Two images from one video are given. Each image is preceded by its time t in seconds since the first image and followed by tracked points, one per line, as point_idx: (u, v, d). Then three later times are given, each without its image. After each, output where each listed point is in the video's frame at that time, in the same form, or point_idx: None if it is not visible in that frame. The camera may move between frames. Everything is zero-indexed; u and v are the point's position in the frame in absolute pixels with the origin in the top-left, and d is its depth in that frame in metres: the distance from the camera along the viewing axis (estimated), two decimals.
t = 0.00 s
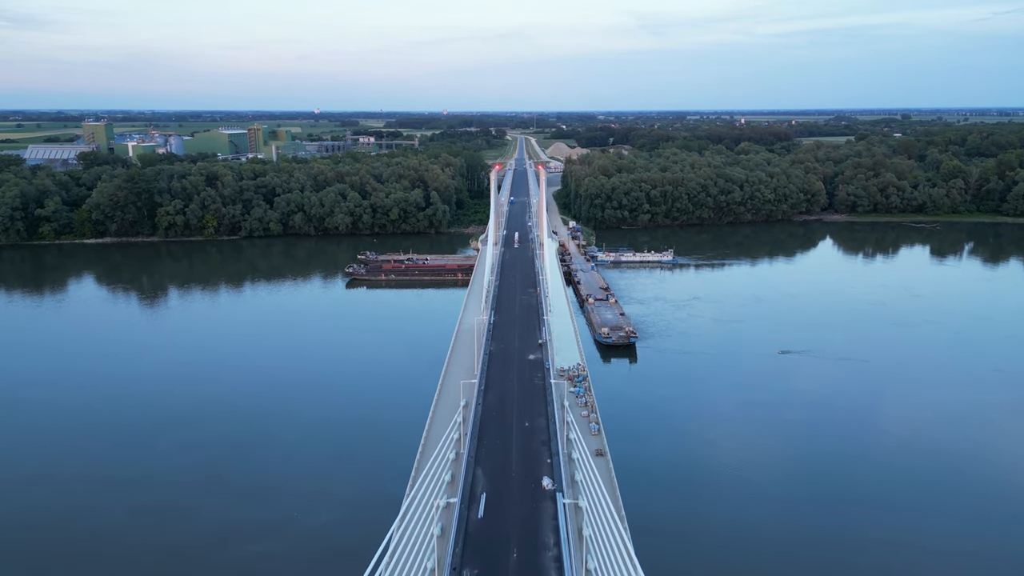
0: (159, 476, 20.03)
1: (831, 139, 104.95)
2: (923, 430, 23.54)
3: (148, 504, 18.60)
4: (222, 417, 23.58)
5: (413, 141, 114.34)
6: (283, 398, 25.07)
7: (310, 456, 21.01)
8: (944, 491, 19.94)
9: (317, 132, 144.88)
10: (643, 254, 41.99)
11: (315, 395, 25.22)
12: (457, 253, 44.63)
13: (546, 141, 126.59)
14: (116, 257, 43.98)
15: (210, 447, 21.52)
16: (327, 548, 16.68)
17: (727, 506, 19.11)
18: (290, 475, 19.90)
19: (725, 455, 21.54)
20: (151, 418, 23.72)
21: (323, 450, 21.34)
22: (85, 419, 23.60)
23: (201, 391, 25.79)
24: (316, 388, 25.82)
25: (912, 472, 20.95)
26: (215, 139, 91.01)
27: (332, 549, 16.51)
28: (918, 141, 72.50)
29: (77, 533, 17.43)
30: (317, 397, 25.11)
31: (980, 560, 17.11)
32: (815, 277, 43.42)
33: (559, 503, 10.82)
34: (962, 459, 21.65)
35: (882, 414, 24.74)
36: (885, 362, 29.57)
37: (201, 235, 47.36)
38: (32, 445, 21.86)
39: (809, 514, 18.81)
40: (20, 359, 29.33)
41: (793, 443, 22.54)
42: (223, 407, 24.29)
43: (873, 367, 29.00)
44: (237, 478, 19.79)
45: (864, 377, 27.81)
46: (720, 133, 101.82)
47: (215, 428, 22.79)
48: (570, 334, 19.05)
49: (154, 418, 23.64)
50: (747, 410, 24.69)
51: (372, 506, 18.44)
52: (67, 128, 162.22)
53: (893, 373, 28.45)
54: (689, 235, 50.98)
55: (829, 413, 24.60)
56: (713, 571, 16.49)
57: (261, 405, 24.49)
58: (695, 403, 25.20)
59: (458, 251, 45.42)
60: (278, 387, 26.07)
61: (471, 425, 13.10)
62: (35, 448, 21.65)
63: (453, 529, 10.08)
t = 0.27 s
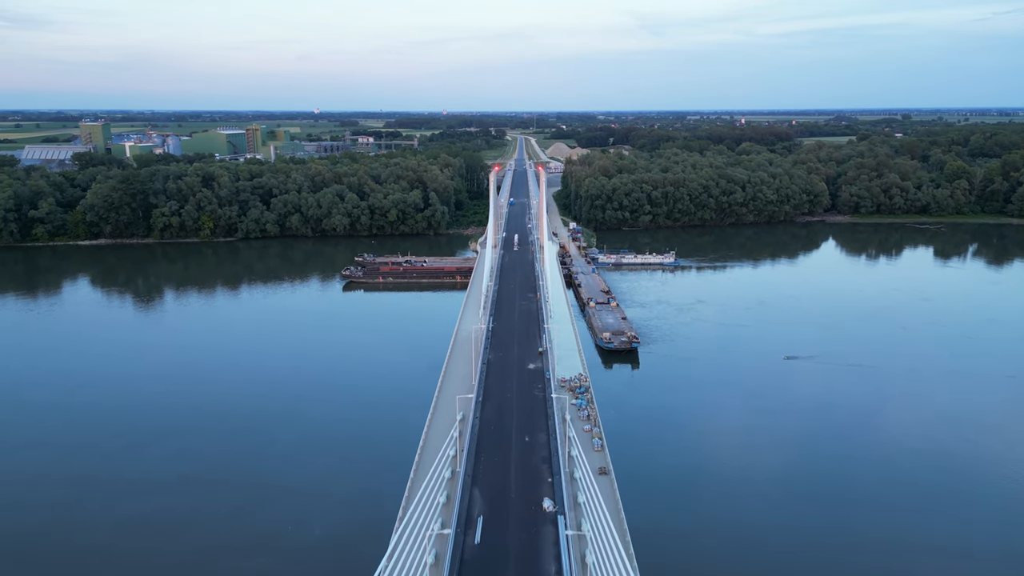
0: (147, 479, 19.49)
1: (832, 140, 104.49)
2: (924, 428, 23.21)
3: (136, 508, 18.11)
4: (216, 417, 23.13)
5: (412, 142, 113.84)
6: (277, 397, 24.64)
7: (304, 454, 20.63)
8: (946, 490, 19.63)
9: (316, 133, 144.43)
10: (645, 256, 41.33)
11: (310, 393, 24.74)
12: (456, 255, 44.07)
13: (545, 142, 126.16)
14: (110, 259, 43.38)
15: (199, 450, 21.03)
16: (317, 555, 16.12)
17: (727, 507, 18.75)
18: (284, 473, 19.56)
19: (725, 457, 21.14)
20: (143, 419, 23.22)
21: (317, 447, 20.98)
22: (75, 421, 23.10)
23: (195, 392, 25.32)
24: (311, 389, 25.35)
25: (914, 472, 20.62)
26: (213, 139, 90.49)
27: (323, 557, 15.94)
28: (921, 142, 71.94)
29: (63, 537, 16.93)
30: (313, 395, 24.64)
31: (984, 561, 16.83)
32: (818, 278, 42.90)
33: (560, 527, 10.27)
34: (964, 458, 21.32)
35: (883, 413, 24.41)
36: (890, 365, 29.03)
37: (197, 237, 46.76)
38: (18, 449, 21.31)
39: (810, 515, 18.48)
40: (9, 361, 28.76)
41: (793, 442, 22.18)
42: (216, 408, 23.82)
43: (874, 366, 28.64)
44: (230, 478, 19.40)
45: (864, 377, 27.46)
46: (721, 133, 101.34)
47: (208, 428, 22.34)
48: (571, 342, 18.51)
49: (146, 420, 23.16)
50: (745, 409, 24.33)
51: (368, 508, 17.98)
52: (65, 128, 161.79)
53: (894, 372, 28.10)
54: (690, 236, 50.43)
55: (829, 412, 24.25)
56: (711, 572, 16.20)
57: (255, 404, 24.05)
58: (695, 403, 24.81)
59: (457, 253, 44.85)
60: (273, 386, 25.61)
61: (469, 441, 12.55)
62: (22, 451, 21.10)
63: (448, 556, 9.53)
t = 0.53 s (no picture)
0: (137, 495, 19.09)
1: (834, 139, 103.90)
2: (925, 431, 22.99)
3: (125, 526, 17.74)
4: (211, 427, 22.91)
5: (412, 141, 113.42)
6: (273, 407, 24.43)
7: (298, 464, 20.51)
8: (945, 495, 19.43)
9: (316, 132, 143.85)
10: (646, 258, 40.71)
11: (306, 404, 24.55)
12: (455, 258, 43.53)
13: (545, 141, 125.74)
14: (105, 261, 42.84)
15: (192, 464, 20.63)
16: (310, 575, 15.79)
17: (725, 513, 18.59)
18: (278, 486, 19.43)
19: (726, 463, 20.84)
20: (138, 428, 22.93)
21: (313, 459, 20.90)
22: (68, 430, 22.76)
23: (191, 400, 25.05)
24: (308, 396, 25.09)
25: (914, 476, 20.41)
26: (211, 139, 89.88)
27: None
28: (925, 141, 71.35)
29: (49, 559, 16.54)
30: (310, 405, 24.47)
31: (985, 568, 16.65)
32: (822, 280, 42.40)
33: (562, 553, 9.76)
34: (965, 462, 21.13)
35: (882, 414, 24.19)
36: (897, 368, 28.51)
37: (193, 238, 46.18)
38: (5, 461, 20.86)
39: (809, 521, 18.30)
40: None
41: (792, 445, 22.02)
42: (211, 418, 23.53)
43: (877, 368, 28.29)
44: (224, 493, 19.21)
45: (866, 378, 27.16)
46: (721, 133, 100.78)
47: (203, 440, 22.12)
48: (572, 350, 18.02)
49: (140, 429, 22.87)
50: (747, 413, 24.01)
51: (365, 522, 17.78)
52: (63, 128, 161.29)
53: (897, 374, 27.73)
54: (692, 238, 49.88)
55: (829, 415, 24.02)
56: None
57: (251, 413, 23.88)
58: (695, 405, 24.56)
59: (456, 255, 44.29)
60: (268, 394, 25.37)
61: (465, 457, 12.02)
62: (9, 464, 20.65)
63: None
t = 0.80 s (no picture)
0: (125, 501, 18.58)
1: (836, 139, 103.29)
2: (928, 433, 22.63)
3: (111, 534, 17.22)
4: (202, 429, 22.44)
5: (410, 141, 112.80)
6: (265, 407, 23.96)
7: (291, 467, 20.13)
8: (949, 497, 19.10)
9: (316, 133, 143.34)
10: (648, 260, 40.13)
11: (300, 405, 24.09)
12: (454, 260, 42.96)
13: (545, 142, 125.13)
14: (99, 263, 42.31)
15: (182, 469, 20.12)
16: None
17: (726, 515, 18.18)
18: (270, 489, 19.04)
19: (731, 468, 20.32)
20: (127, 430, 22.45)
21: (306, 461, 20.48)
22: (55, 432, 22.27)
23: (182, 401, 24.55)
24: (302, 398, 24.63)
25: (917, 478, 20.05)
26: (209, 139, 89.29)
27: None
28: (927, 142, 70.84)
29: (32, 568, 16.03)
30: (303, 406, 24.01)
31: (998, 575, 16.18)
32: (825, 281, 41.87)
33: None
34: (968, 464, 20.79)
35: (884, 415, 23.83)
36: (904, 370, 27.97)
37: (189, 240, 45.65)
38: None
39: (811, 523, 17.91)
40: None
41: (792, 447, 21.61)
42: (202, 419, 23.06)
43: (881, 369, 27.83)
44: (214, 496, 18.77)
45: (870, 379, 26.73)
46: (722, 133, 100.23)
47: (194, 442, 21.66)
48: (574, 359, 17.51)
49: (130, 431, 22.40)
50: (749, 415, 23.51)
51: (357, 527, 17.33)
52: (61, 129, 160.67)
53: (902, 375, 27.28)
54: (694, 239, 49.35)
55: (830, 416, 23.63)
56: None
57: (242, 414, 23.43)
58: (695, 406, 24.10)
59: (455, 257, 43.76)
60: (261, 395, 24.88)
61: (462, 476, 11.46)
62: None
63: None
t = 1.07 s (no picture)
0: (113, 504, 18.05)
1: (838, 140, 102.90)
2: (928, 432, 22.32)
3: (97, 538, 16.69)
4: (191, 430, 21.98)
5: (410, 142, 112.28)
6: (256, 407, 23.51)
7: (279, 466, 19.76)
8: (948, 495, 18.80)
9: (315, 134, 143.11)
10: (649, 261, 39.60)
11: (292, 405, 23.61)
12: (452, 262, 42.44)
13: (545, 142, 124.65)
14: (94, 265, 41.81)
15: (172, 472, 19.58)
16: None
17: (725, 516, 17.80)
18: (257, 489, 18.60)
19: (735, 470, 19.79)
20: (115, 431, 21.97)
21: (294, 460, 20.14)
22: (40, 434, 21.76)
23: (171, 402, 24.04)
24: (293, 398, 24.20)
25: (914, 476, 19.73)
26: (207, 139, 88.80)
27: None
28: (930, 142, 70.36)
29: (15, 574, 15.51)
30: (295, 406, 23.54)
31: None
32: (828, 282, 41.41)
33: None
34: (965, 461, 20.54)
35: (880, 413, 23.60)
36: (911, 372, 27.45)
37: (185, 241, 45.15)
38: None
39: (817, 526, 17.41)
40: None
41: (790, 445, 21.30)
42: (192, 420, 22.58)
43: (883, 369, 27.43)
44: (201, 497, 18.33)
45: (869, 378, 26.39)
46: (723, 133, 99.83)
47: (182, 443, 21.21)
48: (575, 369, 17.09)
49: (117, 432, 21.93)
50: (746, 415, 23.17)
51: (347, 530, 16.84)
52: (60, 129, 160.25)
53: (905, 376, 26.87)
54: (695, 240, 48.87)
55: (828, 415, 23.36)
56: None
57: (233, 415, 22.99)
58: (691, 405, 23.76)
59: (454, 258, 43.26)
60: (252, 397, 24.35)
61: (458, 494, 10.96)
62: None
63: None
